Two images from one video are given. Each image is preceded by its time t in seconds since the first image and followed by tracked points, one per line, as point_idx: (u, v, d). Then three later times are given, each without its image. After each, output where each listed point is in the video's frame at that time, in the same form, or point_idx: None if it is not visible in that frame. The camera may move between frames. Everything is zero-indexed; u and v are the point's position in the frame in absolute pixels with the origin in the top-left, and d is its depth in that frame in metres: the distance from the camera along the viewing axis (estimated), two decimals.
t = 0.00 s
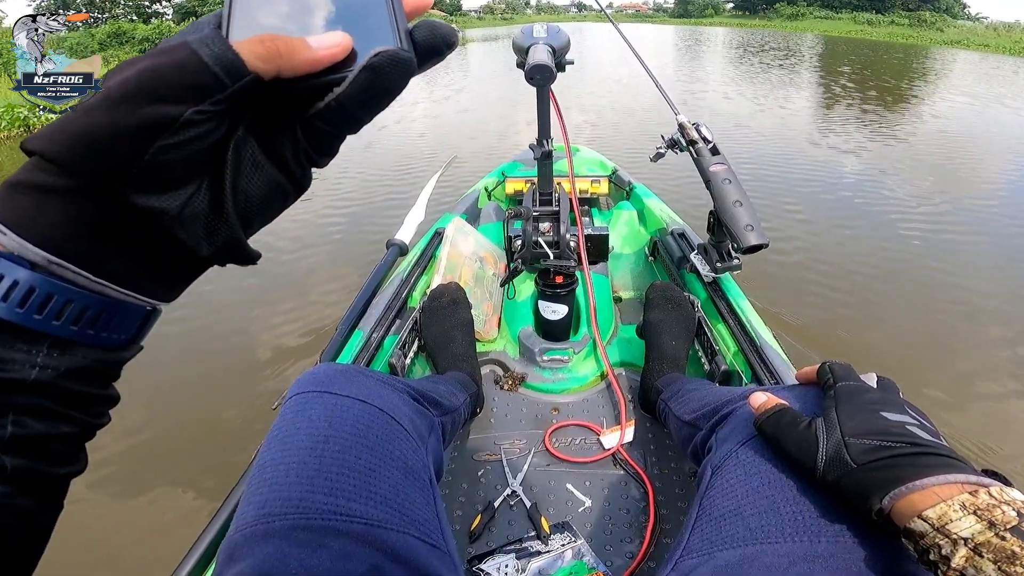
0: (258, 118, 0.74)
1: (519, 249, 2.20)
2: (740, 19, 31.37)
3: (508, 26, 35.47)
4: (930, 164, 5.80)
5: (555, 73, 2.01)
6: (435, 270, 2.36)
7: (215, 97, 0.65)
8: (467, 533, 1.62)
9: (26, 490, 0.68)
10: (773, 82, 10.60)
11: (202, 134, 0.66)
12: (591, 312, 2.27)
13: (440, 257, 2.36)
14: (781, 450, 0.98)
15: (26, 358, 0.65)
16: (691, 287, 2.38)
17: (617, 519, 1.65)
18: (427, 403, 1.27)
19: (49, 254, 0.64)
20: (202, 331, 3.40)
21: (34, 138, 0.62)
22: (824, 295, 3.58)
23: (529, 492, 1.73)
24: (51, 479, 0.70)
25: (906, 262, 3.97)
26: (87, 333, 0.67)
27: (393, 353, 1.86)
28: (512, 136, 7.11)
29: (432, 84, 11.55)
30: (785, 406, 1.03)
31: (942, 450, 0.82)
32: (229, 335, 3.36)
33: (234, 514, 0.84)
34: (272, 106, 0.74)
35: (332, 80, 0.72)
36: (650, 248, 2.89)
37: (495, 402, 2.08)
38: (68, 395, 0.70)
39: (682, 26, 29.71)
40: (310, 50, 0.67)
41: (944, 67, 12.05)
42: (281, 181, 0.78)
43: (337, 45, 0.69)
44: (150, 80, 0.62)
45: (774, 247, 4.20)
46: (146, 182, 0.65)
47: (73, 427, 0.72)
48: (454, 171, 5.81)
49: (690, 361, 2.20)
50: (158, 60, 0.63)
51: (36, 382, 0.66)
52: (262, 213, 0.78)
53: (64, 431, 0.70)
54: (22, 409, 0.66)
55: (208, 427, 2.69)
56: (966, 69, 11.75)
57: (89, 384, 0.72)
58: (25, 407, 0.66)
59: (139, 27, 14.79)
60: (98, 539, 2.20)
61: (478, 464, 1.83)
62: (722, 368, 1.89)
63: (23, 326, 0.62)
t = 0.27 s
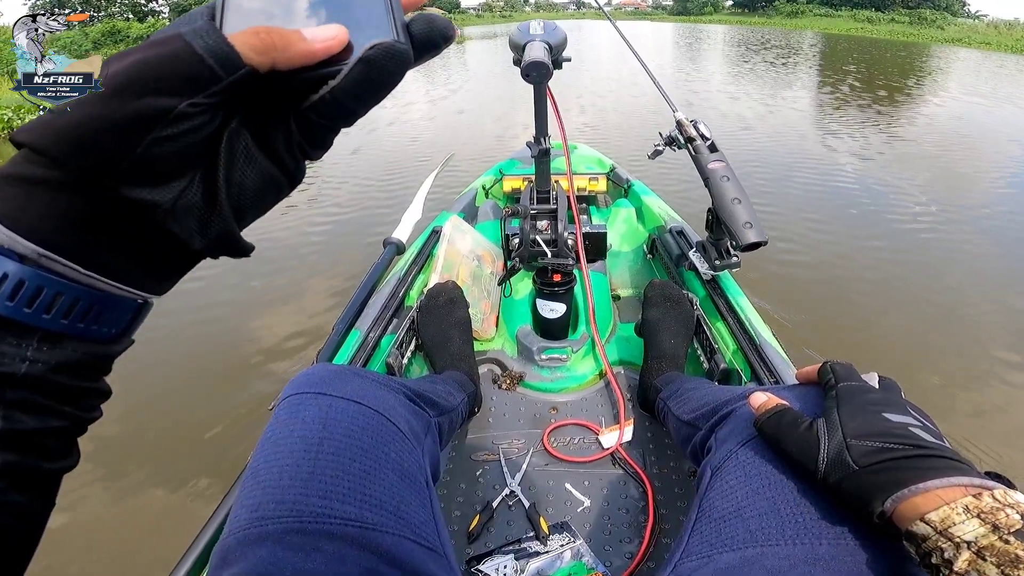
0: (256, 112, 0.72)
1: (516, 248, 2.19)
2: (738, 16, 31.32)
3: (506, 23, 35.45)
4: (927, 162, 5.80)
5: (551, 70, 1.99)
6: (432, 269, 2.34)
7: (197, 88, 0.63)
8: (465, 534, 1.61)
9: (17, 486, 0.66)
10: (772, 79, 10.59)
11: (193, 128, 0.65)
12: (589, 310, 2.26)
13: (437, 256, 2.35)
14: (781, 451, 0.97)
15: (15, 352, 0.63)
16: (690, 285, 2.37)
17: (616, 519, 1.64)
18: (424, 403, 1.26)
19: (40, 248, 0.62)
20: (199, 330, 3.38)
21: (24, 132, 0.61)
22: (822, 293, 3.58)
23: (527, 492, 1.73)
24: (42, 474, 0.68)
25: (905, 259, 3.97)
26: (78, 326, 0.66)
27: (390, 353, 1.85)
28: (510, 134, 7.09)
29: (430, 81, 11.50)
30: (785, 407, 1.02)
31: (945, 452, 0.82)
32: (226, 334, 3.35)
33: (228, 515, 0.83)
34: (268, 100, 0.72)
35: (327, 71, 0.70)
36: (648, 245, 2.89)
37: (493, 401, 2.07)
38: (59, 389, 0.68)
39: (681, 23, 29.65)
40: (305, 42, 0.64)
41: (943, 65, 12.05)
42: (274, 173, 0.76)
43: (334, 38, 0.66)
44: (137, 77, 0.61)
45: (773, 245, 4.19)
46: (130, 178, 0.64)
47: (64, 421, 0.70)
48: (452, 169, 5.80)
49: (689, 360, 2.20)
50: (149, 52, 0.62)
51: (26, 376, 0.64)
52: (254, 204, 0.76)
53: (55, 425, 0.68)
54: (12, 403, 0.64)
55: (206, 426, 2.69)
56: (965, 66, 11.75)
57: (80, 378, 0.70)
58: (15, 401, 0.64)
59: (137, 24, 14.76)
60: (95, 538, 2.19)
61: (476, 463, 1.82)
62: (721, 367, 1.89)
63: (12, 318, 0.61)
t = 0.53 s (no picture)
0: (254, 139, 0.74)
1: (516, 257, 2.20)
2: (739, 23, 31.45)
3: (511, 29, 35.50)
4: (929, 169, 5.80)
5: (552, 80, 2.01)
6: (432, 277, 2.35)
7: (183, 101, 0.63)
8: (464, 542, 1.61)
9: (18, 508, 0.67)
10: (773, 86, 10.61)
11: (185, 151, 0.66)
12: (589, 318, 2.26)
13: (437, 264, 2.36)
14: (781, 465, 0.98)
15: (18, 384, 0.65)
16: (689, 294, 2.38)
17: (615, 528, 1.63)
18: (424, 414, 1.27)
19: (40, 280, 0.64)
20: (199, 335, 3.39)
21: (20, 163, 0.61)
22: (823, 300, 3.58)
23: (526, 500, 1.72)
24: (45, 498, 0.70)
25: (905, 267, 3.97)
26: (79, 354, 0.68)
27: (390, 361, 1.85)
28: (512, 140, 7.11)
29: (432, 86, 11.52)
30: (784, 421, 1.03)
31: (945, 465, 0.82)
32: (227, 339, 3.36)
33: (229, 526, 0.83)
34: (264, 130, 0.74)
35: (326, 100, 0.73)
36: (648, 253, 2.89)
37: (492, 410, 2.07)
38: (62, 417, 0.70)
39: (681, 29, 29.75)
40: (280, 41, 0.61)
41: (946, 71, 12.06)
42: (276, 204, 0.77)
43: (315, 34, 0.63)
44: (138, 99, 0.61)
45: (774, 251, 4.20)
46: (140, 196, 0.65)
47: (67, 447, 0.72)
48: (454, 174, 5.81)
49: (688, 368, 2.20)
50: (129, 76, 0.62)
51: (29, 408, 0.66)
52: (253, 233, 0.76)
53: (58, 451, 0.70)
54: (16, 430, 0.66)
55: (208, 431, 2.69)
56: (966, 73, 11.78)
57: (83, 407, 0.72)
58: (18, 429, 0.66)
59: (138, 29, 14.65)
60: (94, 543, 2.19)
61: (475, 472, 1.82)
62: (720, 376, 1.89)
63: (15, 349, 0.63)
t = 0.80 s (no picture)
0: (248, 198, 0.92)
1: (517, 249, 2.17)
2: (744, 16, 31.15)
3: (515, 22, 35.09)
4: (935, 165, 5.75)
5: (554, 71, 1.97)
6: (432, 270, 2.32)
7: (129, 117, 0.75)
8: (463, 540, 1.60)
9: (51, 530, 0.79)
10: (779, 81, 10.50)
11: (151, 168, 0.77)
12: (591, 312, 2.24)
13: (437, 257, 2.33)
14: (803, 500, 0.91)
15: (57, 415, 0.78)
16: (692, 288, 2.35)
17: (615, 525, 1.62)
18: (427, 411, 1.25)
19: (70, 321, 0.77)
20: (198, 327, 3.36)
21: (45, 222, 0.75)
22: (826, 296, 3.55)
23: (526, 497, 1.71)
24: (74, 519, 0.82)
25: (910, 263, 3.93)
26: (107, 390, 0.81)
27: (388, 356, 1.83)
28: (515, 133, 7.04)
29: (434, 79, 11.39)
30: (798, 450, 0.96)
31: (994, 487, 0.77)
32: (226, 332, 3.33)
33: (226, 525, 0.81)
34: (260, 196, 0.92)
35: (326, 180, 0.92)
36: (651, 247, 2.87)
37: (492, 404, 2.05)
38: (95, 446, 0.83)
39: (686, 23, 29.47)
40: (161, 51, 0.73)
41: (956, 68, 11.92)
42: (286, 262, 0.96)
43: (178, 32, 0.74)
44: (113, 125, 0.74)
45: (778, 246, 4.16)
46: (136, 211, 0.76)
47: (98, 474, 0.85)
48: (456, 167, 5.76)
49: (691, 364, 2.18)
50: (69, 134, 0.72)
51: (67, 436, 0.79)
52: (259, 283, 0.93)
53: (88, 477, 0.83)
54: (52, 457, 0.78)
55: (206, 425, 2.67)
56: (975, 70, 11.66)
57: (112, 438, 0.85)
58: (54, 456, 0.78)
59: (139, 21, 14.36)
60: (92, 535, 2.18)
61: (474, 468, 1.80)
62: (723, 373, 1.87)
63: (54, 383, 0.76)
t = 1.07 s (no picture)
0: (261, 242, 0.98)
1: (513, 213, 2.05)
2: None
3: None
4: (941, 138, 5.62)
5: (553, 22, 1.83)
6: (424, 235, 2.21)
7: (161, 163, 0.81)
8: (455, 520, 1.53)
9: (75, 531, 0.80)
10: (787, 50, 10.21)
11: (177, 211, 0.82)
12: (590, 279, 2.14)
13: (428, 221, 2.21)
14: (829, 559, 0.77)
15: (95, 426, 0.82)
16: (695, 255, 2.25)
17: (612, 506, 1.56)
18: (415, 390, 1.17)
19: (109, 344, 0.82)
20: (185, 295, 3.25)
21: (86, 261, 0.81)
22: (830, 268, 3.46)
23: (520, 476, 1.64)
24: (96, 521, 0.83)
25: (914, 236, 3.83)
26: (132, 404, 0.84)
27: (376, 325, 1.72)
28: (513, 99, 6.81)
29: (431, 42, 10.95)
30: (833, 498, 0.81)
31: None
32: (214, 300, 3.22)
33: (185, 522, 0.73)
34: (271, 237, 0.98)
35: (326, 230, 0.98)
36: (652, 212, 2.76)
37: (486, 375, 1.97)
38: (125, 456, 0.85)
39: None
40: (161, 102, 0.83)
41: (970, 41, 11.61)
42: (293, 296, 1.01)
43: (178, 88, 0.84)
44: (147, 169, 0.80)
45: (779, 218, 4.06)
46: (160, 252, 0.80)
47: (122, 480, 0.86)
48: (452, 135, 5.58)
49: (693, 335, 2.10)
50: (107, 180, 0.79)
51: (102, 446, 0.82)
52: (268, 320, 0.99)
53: (113, 483, 0.85)
54: (86, 463, 0.81)
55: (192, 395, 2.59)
56: (987, 43, 11.40)
57: (140, 448, 0.87)
58: (87, 463, 0.81)
59: None
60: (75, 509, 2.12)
61: (467, 444, 1.72)
62: (728, 346, 1.76)
63: (92, 399, 0.81)
